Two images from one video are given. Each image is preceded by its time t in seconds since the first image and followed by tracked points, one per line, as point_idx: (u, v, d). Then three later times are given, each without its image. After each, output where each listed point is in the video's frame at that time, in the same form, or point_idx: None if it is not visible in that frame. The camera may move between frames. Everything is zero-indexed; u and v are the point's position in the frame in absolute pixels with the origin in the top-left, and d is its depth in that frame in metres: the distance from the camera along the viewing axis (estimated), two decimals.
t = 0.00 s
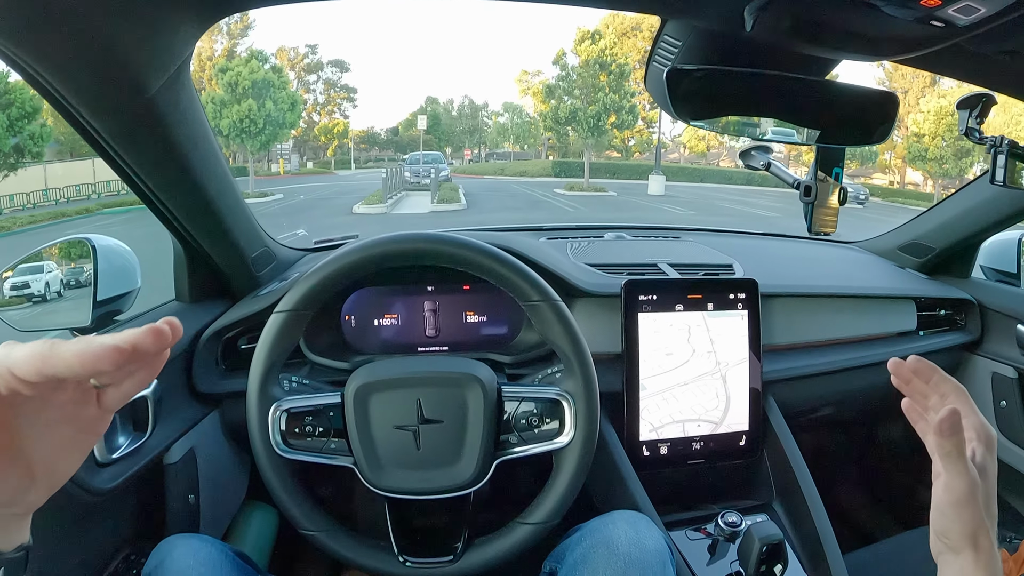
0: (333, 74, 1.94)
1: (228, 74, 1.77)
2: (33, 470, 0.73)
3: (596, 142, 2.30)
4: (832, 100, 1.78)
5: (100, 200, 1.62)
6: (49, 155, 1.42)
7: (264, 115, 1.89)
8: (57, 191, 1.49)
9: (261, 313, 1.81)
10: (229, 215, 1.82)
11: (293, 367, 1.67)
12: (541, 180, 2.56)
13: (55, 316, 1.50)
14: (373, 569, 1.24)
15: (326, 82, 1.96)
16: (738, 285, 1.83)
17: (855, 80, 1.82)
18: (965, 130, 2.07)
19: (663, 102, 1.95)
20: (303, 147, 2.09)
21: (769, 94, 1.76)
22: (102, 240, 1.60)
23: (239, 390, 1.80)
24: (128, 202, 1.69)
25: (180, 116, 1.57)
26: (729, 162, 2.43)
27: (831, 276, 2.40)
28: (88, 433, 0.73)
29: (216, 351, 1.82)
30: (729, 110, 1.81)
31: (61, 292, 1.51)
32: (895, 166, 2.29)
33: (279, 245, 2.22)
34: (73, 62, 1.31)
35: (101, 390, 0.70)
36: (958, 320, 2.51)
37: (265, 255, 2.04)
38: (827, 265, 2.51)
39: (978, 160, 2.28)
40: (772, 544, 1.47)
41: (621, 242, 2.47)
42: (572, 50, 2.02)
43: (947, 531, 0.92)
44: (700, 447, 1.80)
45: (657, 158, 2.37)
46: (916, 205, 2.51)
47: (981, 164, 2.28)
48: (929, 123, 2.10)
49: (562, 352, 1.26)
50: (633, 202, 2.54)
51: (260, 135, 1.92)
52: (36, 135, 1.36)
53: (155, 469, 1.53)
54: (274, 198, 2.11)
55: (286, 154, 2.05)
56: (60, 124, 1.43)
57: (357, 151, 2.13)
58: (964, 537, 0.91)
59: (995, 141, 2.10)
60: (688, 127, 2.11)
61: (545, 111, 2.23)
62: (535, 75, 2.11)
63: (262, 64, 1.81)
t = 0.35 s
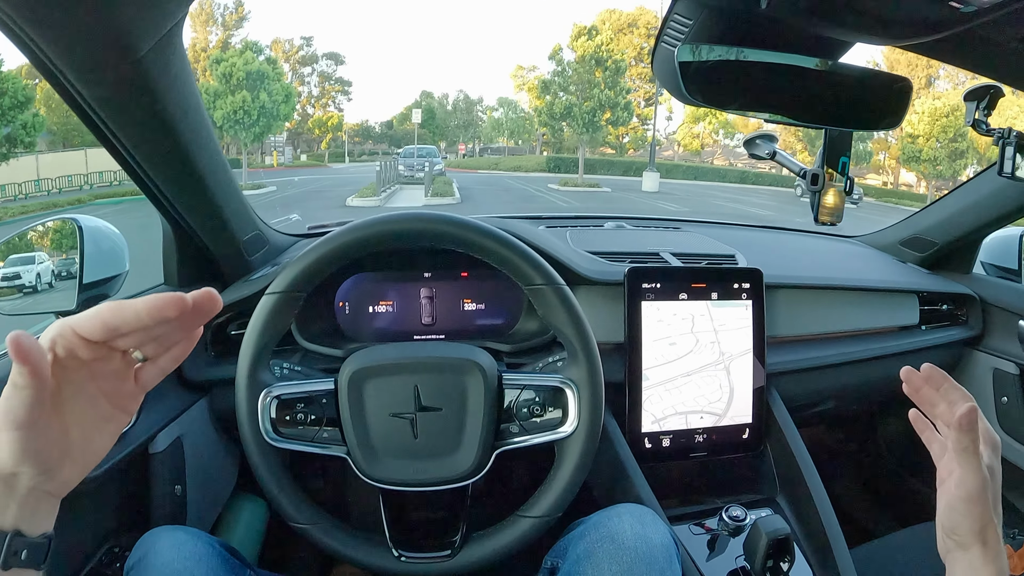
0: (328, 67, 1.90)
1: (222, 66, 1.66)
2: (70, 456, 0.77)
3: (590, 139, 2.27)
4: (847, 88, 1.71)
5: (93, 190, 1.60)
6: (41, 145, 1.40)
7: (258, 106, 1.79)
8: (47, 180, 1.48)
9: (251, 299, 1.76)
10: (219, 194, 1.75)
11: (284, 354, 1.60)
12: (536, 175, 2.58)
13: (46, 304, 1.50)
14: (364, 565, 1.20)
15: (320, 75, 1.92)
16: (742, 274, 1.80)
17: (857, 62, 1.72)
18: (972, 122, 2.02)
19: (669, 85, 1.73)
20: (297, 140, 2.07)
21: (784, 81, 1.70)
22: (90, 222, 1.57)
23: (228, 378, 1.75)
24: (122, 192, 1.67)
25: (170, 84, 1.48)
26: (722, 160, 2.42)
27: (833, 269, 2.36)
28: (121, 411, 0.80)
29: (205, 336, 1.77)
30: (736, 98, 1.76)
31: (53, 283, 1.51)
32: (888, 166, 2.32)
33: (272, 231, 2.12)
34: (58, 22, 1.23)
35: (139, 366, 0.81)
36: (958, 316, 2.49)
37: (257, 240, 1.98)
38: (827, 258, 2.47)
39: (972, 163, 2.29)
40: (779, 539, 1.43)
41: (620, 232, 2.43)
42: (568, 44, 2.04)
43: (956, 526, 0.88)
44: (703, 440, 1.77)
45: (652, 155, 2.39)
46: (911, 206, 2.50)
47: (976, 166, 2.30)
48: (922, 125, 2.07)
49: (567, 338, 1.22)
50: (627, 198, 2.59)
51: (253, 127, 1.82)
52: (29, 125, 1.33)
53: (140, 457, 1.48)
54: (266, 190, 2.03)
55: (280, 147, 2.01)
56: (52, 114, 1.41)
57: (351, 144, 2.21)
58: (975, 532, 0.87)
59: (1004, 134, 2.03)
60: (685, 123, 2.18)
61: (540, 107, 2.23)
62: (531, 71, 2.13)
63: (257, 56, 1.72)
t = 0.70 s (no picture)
0: (305, 56, 2.00)
1: (197, 54, 1.63)
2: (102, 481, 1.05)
3: (567, 132, 2.38)
4: (804, 84, 1.75)
5: (65, 180, 1.54)
6: (12, 135, 1.33)
7: (234, 95, 1.76)
8: (18, 170, 1.41)
9: (228, 294, 1.74)
10: (195, 187, 1.74)
11: (261, 348, 1.63)
12: (511, 168, 2.66)
13: (20, 298, 1.42)
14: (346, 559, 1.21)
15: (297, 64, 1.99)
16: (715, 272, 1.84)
17: (835, 64, 1.75)
18: (943, 126, 2.01)
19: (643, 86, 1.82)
20: (273, 130, 2.11)
21: (756, 81, 1.75)
22: (65, 216, 1.54)
23: (207, 373, 1.75)
24: (92, 182, 1.60)
25: (149, 80, 1.46)
26: (699, 156, 2.43)
27: (804, 266, 2.42)
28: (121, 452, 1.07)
29: (182, 330, 1.76)
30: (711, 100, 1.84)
31: (25, 276, 1.44)
32: (864, 163, 2.42)
33: (248, 224, 2.07)
34: (31, 17, 1.16)
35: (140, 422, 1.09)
36: (929, 312, 2.57)
37: (234, 234, 1.97)
38: (799, 255, 2.53)
39: (945, 161, 2.32)
40: (750, 530, 1.44)
41: (594, 227, 2.46)
42: (547, 37, 2.15)
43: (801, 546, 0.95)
44: (675, 432, 1.79)
45: (627, 149, 2.48)
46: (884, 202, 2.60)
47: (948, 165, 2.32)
48: (899, 122, 2.13)
49: (540, 333, 1.23)
50: (603, 190, 2.65)
51: (228, 117, 1.79)
52: None
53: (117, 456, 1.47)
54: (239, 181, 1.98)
55: (256, 137, 2.04)
56: (24, 102, 1.34)
57: (327, 134, 2.22)
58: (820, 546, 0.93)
59: (975, 137, 2.07)
60: (661, 117, 2.23)
61: (517, 98, 2.35)
62: (508, 64, 2.24)
63: (232, 45, 1.73)
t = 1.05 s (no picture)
0: (261, 39, 1.90)
1: (152, 36, 1.59)
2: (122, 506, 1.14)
3: (525, 119, 2.38)
4: (763, 92, 1.87)
5: (15, 166, 1.49)
6: None
7: (188, 79, 1.74)
8: None
9: (189, 285, 1.77)
10: (161, 185, 1.78)
11: (219, 340, 1.64)
12: (469, 155, 2.60)
13: None
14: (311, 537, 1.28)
15: (253, 48, 1.91)
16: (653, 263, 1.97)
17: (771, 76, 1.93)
18: (877, 128, 2.19)
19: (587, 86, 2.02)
20: (228, 114, 2.04)
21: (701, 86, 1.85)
22: (29, 210, 1.56)
23: (170, 362, 1.78)
24: (45, 169, 1.57)
25: (119, 89, 1.52)
26: (656, 144, 2.53)
27: (747, 258, 2.55)
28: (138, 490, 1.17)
29: (145, 324, 1.77)
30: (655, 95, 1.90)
31: None
32: (818, 154, 2.45)
33: (207, 216, 2.15)
34: None
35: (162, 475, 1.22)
36: (863, 303, 2.74)
37: (194, 227, 1.99)
38: (742, 247, 2.66)
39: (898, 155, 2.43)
40: (682, 504, 1.57)
41: (543, 219, 2.54)
42: (506, 24, 2.05)
43: None
44: (615, 415, 1.93)
45: (585, 136, 2.47)
46: (837, 192, 2.66)
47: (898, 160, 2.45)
48: (853, 116, 2.25)
49: (483, 321, 1.31)
50: (558, 178, 2.65)
51: (183, 99, 1.78)
52: None
53: (89, 443, 1.54)
54: (194, 167, 2.00)
55: (210, 122, 1.99)
56: None
57: (283, 119, 2.18)
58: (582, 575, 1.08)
59: (904, 140, 2.28)
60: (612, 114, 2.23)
61: (476, 85, 2.29)
62: (467, 49, 2.16)
63: (189, 26, 1.67)
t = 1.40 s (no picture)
0: (242, 28, 1.87)
1: (131, 25, 1.60)
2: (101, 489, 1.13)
3: (508, 106, 2.37)
4: (745, 75, 1.85)
5: None
6: None
7: (168, 69, 1.72)
8: None
9: (167, 272, 1.75)
10: (134, 170, 1.74)
11: (199, 326, 1.64)
12: (453, 142, 2.64)
13: None
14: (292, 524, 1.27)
15: (234, 36, 1.88)
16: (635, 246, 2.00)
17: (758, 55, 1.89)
18: (858, 109, 2.22)
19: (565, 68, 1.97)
20: (209, 104, 2.03)
21: (685, 67, 1.84)
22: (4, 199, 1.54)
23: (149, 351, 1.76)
24: (23, 162, 1.58)
25: (89, 71, 1.48)
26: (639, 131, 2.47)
27: (729, 241, 2.56)
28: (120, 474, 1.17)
29: (122, 311, 1.75)
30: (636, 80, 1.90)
31: None
32: (802, 142, 2.47)
33: (184, 203, 2.08)
34: None
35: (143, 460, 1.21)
36: (846, 286, 2.77)
37: (171, 214, 1.97)
38: (723, 230, 2.67)
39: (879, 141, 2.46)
40: (663, 485, 1.59)
41: (523, 203, 2.53)
42: (488, 11, 2.10)
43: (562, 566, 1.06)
44: (596, 398, 1.94)
45: (568, 124, 2.47)
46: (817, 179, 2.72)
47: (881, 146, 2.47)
48: (837, 104, 2.25)
49: (461, 305, 1.31)
50: (543, 165, 2.62)
51: (163, 90, 1.75)
52: None
53: (67, 432, 1.52)
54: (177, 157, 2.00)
55: (191, 112, 1.97)
56: None
57: (265, 109, 2.14)
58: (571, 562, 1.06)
59: (885, 122, 2.30)
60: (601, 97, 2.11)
61: (459, 72, 2.29)
62: (451, 36, 2.18)
63: (168, 15, 1.68)
